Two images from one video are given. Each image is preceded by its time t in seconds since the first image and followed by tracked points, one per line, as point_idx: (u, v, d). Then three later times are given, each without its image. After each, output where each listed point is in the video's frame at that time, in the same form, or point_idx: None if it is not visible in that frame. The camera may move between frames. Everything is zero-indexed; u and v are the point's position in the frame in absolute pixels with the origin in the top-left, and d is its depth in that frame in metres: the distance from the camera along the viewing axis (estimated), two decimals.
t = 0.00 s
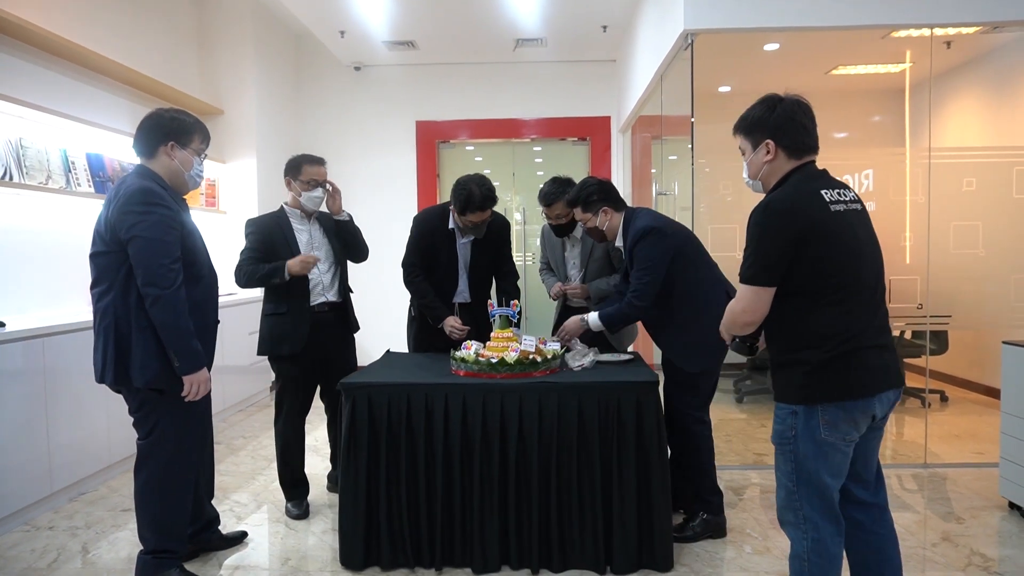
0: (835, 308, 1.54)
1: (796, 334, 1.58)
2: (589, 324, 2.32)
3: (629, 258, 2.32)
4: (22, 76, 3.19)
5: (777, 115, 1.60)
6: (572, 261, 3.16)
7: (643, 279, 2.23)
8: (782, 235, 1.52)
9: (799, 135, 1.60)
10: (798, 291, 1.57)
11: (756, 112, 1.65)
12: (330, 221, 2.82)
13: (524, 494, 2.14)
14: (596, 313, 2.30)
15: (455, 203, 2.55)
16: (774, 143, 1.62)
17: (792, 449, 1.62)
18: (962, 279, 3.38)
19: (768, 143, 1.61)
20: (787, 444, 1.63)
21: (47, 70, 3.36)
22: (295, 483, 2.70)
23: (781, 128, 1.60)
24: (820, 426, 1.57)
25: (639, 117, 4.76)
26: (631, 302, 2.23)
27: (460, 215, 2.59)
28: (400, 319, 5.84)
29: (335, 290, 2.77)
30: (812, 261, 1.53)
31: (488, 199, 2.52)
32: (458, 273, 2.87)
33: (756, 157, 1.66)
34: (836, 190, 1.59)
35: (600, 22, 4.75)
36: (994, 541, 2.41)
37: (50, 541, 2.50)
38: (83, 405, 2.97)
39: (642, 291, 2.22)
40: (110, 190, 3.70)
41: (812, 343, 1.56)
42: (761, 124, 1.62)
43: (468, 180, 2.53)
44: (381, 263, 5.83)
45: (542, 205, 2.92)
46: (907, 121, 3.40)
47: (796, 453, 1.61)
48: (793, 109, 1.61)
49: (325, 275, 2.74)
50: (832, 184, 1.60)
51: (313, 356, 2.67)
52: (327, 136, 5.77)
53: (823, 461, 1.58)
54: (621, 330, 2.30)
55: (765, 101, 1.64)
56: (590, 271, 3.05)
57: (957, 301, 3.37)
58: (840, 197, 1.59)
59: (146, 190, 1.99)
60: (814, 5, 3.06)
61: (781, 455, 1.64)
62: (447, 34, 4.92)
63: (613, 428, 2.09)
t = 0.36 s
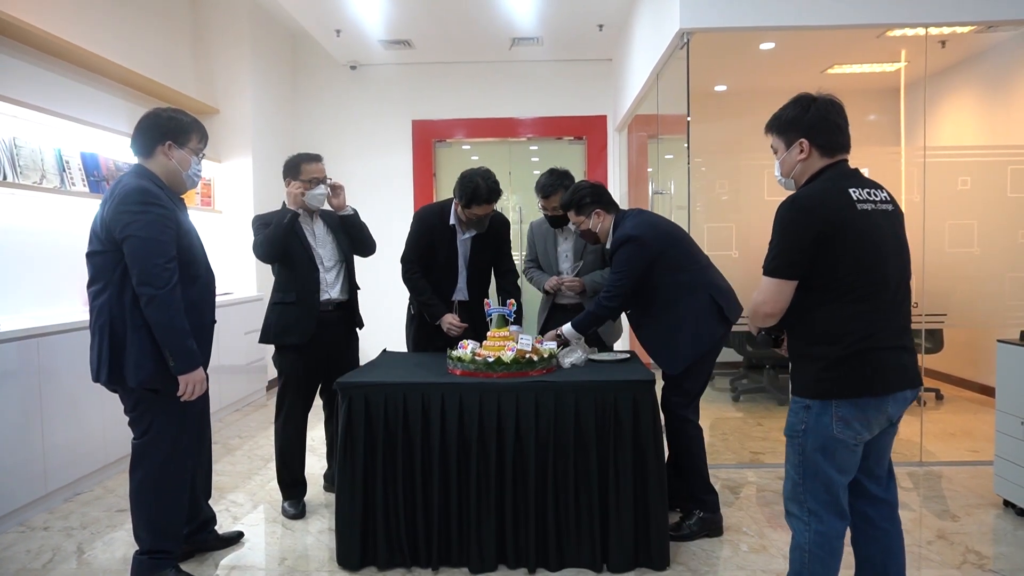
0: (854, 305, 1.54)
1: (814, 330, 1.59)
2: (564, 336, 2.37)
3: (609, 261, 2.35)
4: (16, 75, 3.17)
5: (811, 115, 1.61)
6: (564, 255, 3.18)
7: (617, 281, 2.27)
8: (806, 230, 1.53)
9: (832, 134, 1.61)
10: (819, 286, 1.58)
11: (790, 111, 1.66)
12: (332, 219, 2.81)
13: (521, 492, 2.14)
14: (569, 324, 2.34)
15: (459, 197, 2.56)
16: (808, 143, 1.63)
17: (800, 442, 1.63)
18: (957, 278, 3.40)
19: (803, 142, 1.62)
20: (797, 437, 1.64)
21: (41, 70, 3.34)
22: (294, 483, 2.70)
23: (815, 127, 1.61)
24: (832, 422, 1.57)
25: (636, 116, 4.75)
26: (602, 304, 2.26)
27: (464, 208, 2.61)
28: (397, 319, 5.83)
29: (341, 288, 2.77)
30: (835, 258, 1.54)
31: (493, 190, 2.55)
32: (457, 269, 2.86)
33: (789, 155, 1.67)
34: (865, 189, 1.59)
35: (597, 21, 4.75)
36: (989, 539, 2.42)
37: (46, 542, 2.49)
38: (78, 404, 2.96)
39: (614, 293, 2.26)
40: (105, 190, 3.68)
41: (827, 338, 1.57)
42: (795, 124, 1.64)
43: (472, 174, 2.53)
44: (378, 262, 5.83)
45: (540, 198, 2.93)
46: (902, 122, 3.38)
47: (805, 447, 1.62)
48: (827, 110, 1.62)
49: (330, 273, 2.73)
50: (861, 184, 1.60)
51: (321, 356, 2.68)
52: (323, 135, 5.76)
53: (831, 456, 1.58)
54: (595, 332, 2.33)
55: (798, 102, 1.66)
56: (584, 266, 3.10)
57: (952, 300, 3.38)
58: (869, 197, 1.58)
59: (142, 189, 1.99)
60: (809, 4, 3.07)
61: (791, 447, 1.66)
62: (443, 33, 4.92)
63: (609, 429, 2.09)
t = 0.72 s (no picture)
0: (869, 302, 1.54)
1: (829, 326, 1.59)
2: (560, 332, 2.34)
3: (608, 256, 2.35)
4: (19, 72, 3.17)
5: (822, 117, 1.61)
6: (556, 251, 3.18)
7: (612, 277, 2.27)
8: (821, 227, 1.53)
9: (844, 135, 1.61)
10: (833, 284, 1.58)
11: (800, 114, 1.66)
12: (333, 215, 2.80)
13: (522, 490, 2.14)
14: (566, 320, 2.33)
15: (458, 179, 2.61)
16: (821, 144, 1.63)
17: (813, 437, 1.62)
18: (961, 277, 3.39)
19: (815, 143, 1.62)
20: (810, 431, 1.64)
21: (43, 67, 3.34)
22: (297, 480, 2.71)
23: (827, 128, 1.61)
24: (847, 418, 1.57)
25: (638, 114, 4.74)
26: (597, 299, 2.27)
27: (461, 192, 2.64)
28: (398, 316, 5.84)
29: (344, 286, 2.77)
30: (850, 255, 1.54)
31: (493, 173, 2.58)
32: (458, 263, 2.87)
33: (802, 157, 1.67)
34: (880, 187, 1.59)
35: (599, 19, 4.74)
36: (993, 538, 2.42)
37: (48, 539, 2.50)
38: (80, 401, 2.96)
39: (609, 288, 2.26)
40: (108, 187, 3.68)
41: (843, 335, 1.57)
42: (807, 126, 1.64)
43: (474, 160, 2.58)
44: (379, 260, 5.83)
45: (535, 191, 2.93)
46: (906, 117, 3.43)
47: (818, 442, 1.61)
48: (839, 111, 1.62)
49: (333, 271, 2.74)
50: (875, 181, 1.60)
51: (326, 353, 2.69)
52: (325, 132, 5.75)
53: (844, 454, 1.57)
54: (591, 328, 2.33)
55: (808, 104, 1.65)
56: (579, 263, 3.13)
57: (955, 299, 3.38)
58: (883, 194, 1.59)
59: (144, 186, 1.99)
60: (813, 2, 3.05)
61: (803, 442, 1.65)
62: (446, 31, 4.91)
63: (612, 427, 2.09)
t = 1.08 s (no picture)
0: (870, 299, 1.54)
1: (830, 324, 1.58)
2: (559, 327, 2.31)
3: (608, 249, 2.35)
4: (19, 67, 3.16)
5: (819, 113, 1.60)
6: (559, 244, 3.15)
7: (610, 268, 2.27)
8: (821, 225, 1.53)
9: (840, 131, 1.61)
10: (833, 282, 1.57)
11: (796, 109, 1.65)
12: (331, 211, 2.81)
13: (523, 487, 2.14)
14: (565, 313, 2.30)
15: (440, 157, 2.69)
16: (816, 140, 1.62)
17: (815, 437, 1.62)
18: (963, 275, 3.38)
19: (811, 139, 1.62)
20: (811, 432, 1.63)
21: (43, 62, 3.33)
22: (297, 477, 2.71)
23: (824, 125, 1.61)
24: (848, 417, 1.57)
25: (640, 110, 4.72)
26: (596, 289, 2.26)
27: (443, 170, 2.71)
28: (399, 313, 5.83)
29: (342, 282, 2.77)
30: (850, 253, 1.54)
31: (471, 149, 2.63)
32: (457, 253, 2.86)
33: (797, 153, 1.66)
34: (876, 184, 1.59)
35: (601, 15, 4.72)
36: (994, 536, 2.41)
37: (49, 534, 2.50)
38: (80, 397, 2.96)
39: (607, 279, 2.26)
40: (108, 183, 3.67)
41: (844, 333, 1.56)
42: (804, 121, 1.63)
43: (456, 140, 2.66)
44: (380, 256, 5.82)
45: (539, 181, 2.93)
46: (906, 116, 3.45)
47: (819, 442, 1.61)
48: (835, 106, 1.62)
49: (331, 267, 2.74)
50: (872, 179, 1.60)
51: (327, 348, 2.68)
52: (326, 128, 5.74)
53: (846, 453, 1.57)
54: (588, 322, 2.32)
55: (805, 99, 1.64)
56: (581, 257, 3.11)
57: (957, 297, 3.37)
58: (879, 191, 1.59)
59: (142, 180, 1.99)
60: None
61: (804, 442, 1.65)
62: (447, 27, 4.89)
63: (613, 424, 2.09)
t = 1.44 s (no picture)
0: (865, 299, 1.53)
1: (826, 324, 1.58)
2: (562, 326, 2.30)
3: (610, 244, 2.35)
4: (21, 61, 3.16)
5: (809, 110, 1.59)
6: (568, 239, 3.11)
7: (614, 263, 2.27)
8: (812, 226, 1.52)
9: (830, 129, 1.59)
10: (827, 281, 1.57)
11: (786, 106, 1.63)
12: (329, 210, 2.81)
13: (524, 484, 2.14)
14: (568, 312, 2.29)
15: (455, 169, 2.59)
16: (805, 137, 1.61)
17: (811, 437, 1.61)
18: (967, 273, 3.37)
19: (800, 136, 1.60)
20: (807, 431, 1.63)
21: (45, 57, 3.32)
22: (297, 472, 2.71)
23: (814, 122, 1.59)
24: (844, 417, 1.56)
25: (643, 107, 4.71)
26: (597, 283, 2.26)
27: (460, 183, 2.62)
28: (400, 309, 5.83)
29: (341, 280, 2.77)
30: (842, 251, 1.53)
31: (486, 159, 2.54)
32: (457, 251, 2.85)
33: (786, 151, 1.65)
34: (866, 181, 1.58)
35: (604, 11, 4.71)
36: (996, 534, 2.41)
37: (51, 529, 2.50)
38: (83, 392, 2.96)
39: (609, 273, 2.26)
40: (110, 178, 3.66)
41: (840, 333, 1.55)
42: (793, 118, 1.61)
43: (470, 149, 2.55)
44: (382, 252, 5.82)
45: (548, 173, 2.91)
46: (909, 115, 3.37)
47: (816, 442, 1.61)
48: (824, 103, 1.60)
49: (331, 266, 2.73)
50: (861, 176, 1.59)
51: (327, 346, 2.68)
52: (328, 124, 5.73)
53: (843, 453, 1.57)
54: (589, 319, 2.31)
55: (795, 96, 1.62)
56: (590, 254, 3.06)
57: (960, 294, 3.37)
58: (869, 189, 1.57)
59: (143, 175, 1.98)
60: None
61: (800, 441, 1.64)
62: (450, 22, 4.88)
63: (613, 422, 2.09)
